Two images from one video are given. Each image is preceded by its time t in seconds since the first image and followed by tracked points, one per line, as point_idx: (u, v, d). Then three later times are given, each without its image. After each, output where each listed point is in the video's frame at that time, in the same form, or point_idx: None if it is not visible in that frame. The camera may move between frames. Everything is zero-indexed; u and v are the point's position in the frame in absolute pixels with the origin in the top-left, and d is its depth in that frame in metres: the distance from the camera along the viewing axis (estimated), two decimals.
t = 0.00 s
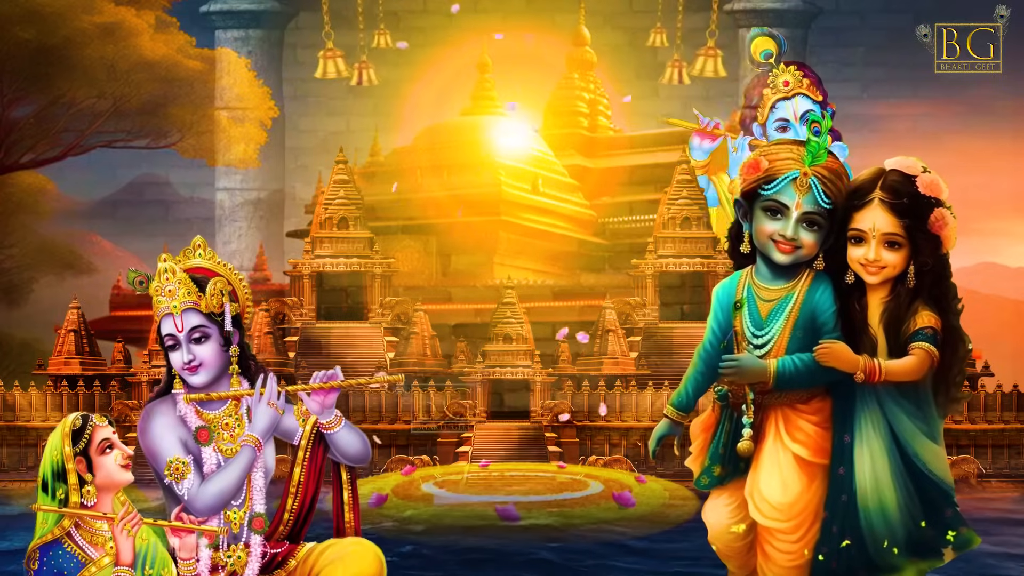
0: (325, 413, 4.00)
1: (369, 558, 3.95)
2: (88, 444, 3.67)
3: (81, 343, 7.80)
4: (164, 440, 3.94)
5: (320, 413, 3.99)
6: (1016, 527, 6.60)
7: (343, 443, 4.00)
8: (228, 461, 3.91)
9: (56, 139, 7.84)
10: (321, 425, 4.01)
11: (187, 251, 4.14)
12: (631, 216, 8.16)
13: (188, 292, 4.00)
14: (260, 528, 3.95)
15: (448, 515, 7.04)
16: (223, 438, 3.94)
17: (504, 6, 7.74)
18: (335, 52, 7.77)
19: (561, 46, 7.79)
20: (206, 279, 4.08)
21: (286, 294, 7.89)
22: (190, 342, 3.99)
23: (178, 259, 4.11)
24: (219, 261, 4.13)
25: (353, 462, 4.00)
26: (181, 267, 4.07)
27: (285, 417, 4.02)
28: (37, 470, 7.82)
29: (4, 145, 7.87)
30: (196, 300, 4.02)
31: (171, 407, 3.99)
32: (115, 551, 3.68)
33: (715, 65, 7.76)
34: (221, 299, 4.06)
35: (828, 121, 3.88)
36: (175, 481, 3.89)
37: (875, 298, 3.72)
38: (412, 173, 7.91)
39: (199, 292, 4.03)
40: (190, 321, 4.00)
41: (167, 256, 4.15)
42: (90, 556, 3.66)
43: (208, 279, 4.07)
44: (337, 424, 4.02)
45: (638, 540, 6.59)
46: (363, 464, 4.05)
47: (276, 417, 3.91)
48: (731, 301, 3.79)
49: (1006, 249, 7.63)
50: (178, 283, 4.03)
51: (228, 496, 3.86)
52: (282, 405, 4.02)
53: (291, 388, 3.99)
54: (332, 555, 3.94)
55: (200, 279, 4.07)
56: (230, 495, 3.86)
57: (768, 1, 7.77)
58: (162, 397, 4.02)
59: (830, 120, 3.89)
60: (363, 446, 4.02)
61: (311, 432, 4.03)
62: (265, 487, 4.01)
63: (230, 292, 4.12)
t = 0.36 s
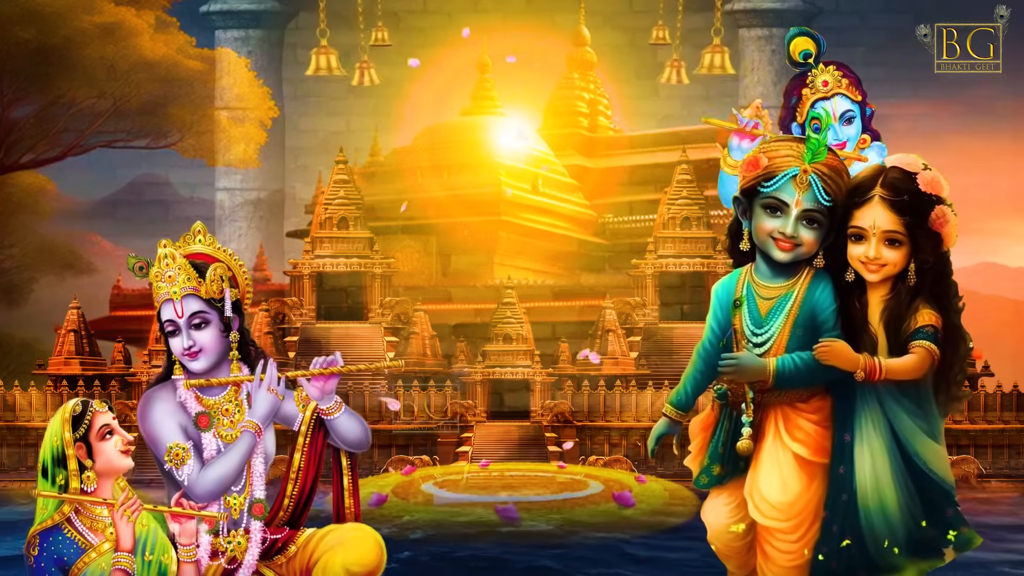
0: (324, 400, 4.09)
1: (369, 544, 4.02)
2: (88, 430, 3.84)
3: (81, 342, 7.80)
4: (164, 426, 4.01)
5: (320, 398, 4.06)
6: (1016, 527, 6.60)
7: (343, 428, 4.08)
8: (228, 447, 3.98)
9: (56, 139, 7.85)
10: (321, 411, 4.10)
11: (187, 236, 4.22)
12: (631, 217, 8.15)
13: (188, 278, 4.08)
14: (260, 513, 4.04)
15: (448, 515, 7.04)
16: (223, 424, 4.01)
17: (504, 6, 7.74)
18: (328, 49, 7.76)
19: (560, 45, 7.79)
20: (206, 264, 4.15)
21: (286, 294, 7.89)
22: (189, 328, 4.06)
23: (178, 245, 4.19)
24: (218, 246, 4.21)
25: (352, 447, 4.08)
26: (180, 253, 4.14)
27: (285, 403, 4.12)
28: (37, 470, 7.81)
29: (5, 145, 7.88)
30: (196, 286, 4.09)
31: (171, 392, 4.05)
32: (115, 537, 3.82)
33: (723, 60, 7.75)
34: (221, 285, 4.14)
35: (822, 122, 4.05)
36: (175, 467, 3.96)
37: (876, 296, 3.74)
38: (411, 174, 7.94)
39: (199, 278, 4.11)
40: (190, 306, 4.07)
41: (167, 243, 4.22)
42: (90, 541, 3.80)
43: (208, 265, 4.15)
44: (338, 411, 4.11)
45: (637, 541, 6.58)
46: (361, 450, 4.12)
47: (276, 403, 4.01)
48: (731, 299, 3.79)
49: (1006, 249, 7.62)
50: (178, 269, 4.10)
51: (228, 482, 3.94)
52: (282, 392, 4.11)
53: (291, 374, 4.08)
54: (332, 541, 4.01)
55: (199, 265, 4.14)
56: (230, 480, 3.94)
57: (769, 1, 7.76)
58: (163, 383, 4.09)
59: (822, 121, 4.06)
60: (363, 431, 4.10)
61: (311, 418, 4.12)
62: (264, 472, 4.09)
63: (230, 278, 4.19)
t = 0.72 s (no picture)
0: (324, 384, 4.00)
1: (369, 530, 3.89)
2: (88, 415, 3.72)
3: (81, 342, 7.78)
4: (164, 412, 3.92)
5: (320, 384, 3.99)
6: (1016, 527, 6.59)
7: (343, 414, 4.00)
8: (228, 433, 3.90)
9: (56, 139, 7.85)
10: (321, 396, 4.01)
11: (186, 221, 4.13)
12: (631, 216, 8.27)
13: (188, 264, 4.00)
14: (260, 499, 3.95)
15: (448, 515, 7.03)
16: (223, 410, 3.93)
17: (503, 5, 7.70)
18: (321, 44, 7.75)
19: (561, 46, 7.79)
20: (206, 250, 4.07)
21: (286, 294, 7.90)
22: (190, 313, 3.98)
23: (178, 231, 4.10)
24: (218, 232, 4.13)
25: (352, 433, 4.01)
26: (180, 238, 4.07)
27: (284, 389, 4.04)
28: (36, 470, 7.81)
29: (5, 145, 7.88)
30: (196, 272, 4.01)
31: (171, 377, 3.97)
32: (115, 523, 3.70)
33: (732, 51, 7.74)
34: (221, 271, 4.07)
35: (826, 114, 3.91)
36: (175, 453, 3.88)
37: (876, 294, 3.75)
38: (412, 174, 8.02)
39: (199, 264, 4.03)
40: (190, 292, 3.99)
41: (166, 228, 4.13)
42: (90, 528, 3.68)
43: (208, 251, 4.07)
44: (337, 396, 4.02)
45: (637, 540, 6.58)
46: (361, 436, 4.05)
47: (276, 388, 3.91)
48: (731, 297, 3.80)
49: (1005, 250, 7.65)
50: (178, 255, 4.02)
51: (228, 469, 3.85)
52: (282, 377, 4.04)
53: (291, 360, 4.01)
54: (332, 527, 3.90)
55: (199, 251, 4.07)
56: (230, 466, 3.85)
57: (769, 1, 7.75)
58: (163, 368, 4.00)
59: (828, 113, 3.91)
60: (362, 416, 4.02)
61: (310, 404, 4.03)
62: (265, 458, 4.01)
63: (230, 264, 4.13)
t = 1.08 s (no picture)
0: (324, 370, 4.15)
1: (369, 515, 3.99)
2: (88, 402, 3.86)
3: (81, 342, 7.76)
4: (165, 397, 4.05)
5: (320, 369, 4.14)
6: (1016, 527, 6.59)
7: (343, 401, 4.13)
8: (228, 418, 4.02)
9: (56, 139, 7.85)
10: (321, 381, 4.15)
11: (186, 208, 4.26)
12: (631, 216, 8.30)
13: (188, 249, 4.11)
14: (259, 486, 4.08)
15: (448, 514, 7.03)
16: (223, 396, 4.05)
17: (505, 5, 7.73)
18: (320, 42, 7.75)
19: (561, 46, 7.78)
20: (205, 236, 4.19)
21: (287, 294, 7.89)
22: (190, 299, 4.10)
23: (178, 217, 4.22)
24: (218, 218, 4.25)
25: (351, 419, 4.14)
26: (180, 224, 4.18)
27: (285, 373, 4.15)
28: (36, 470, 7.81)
29: (5, 145, 7.88)
30: (196, 257, 4.12)
31: (171, 363, 4.11)
32: (115, 509, 3.84)
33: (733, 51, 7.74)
34: (221, 256, 4.18)
35: (827, 110, 3.82)
36: (175, 438, 4.02)
37: (876, 292, 3.76)
38: (411, 174, 7.97)
39: (199, 250, 4.14)
40: (190, 278, 4.11)
41: (167, 214, 4.25)
42: (90, 513, 3.82)
43: (207, 237, 4.19)
44: (337, 381, 4.16)
45: (638, 539, 6.57)
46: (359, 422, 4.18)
47: (276, 374, 4.03)
48: (731, 295, 3.80)
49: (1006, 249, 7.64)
50: (178, 240, 4.13)
51: (228, 454, 3.98)
52: (282, 363, 4.15)
53: (291, 346, 4.14)
54: (332, 512, 4.00)
55: (199, 236, 4.18)
56: (230, 452, 3.98)
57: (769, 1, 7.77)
58: (163, 354, 4.14)
59: (830, 109, 3.83)
60: (362, 402, 4.16)
61: (311, 389, 4.16)
62: (264, 444, 4.13)
63: (230, 250, 4.23)
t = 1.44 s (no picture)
0: (324, 356, 4.23)
1: (369, 501, 4.04)
2: (88, 387, 3.93)
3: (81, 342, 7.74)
4: (165, 382, 4.09)
5: (320, 355, 4.23)
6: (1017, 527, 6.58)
7: (343, 385, 4.22)
8: (228, 404, 4.06)
9: (56, 139, 7.85)
10: (321, 367, 4.23)
11: (186, 194, 4.28)
12: (631, 216, 8.29)
13: (188, 236, 4.15)
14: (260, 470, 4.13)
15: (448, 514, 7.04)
16: (223, 381, 4.09)
17: (505, 5, 7.73)
18: (323, 45, 7.74)
19: (560, 46, 7.77)
20: (206, 222, 4.22)
21: (286, 294, 7.87)
22: (189, 285, 4.14)
23: (178, 203, 4.25)
24: (218, 204, 4.28)
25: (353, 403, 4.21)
26: (180, 210, 4.21)
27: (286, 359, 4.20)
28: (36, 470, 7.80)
29: (5, 145, 7.88)
30: (196, 243, 4.16)
31: (171, 349, 4.15)
32: (115, 495, 3.89)
33: (729, 55, 7.75)
34: (221, 243, 4.22)
35: (827, 106, 3.79)
36: (175, 424, 4.05)
37: (876, 290, 3.75)
38: (412, 174, 7.96)
39: (199, 236, 4.18)
40: (190, 264, 4.15)
41: (167, 200, 4.28)
42: (90, 499, 3.87)
43: (207, 223, 4.22)
44: (337, 367, 4.24)
45: (638, 539, 6.57)
46: (361, 404, 4.24)
47: (276, 360, 4.07)
48: (730, 293, 3.80)
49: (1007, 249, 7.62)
50: (178, 227, 4.17)
51: (228, 440, 4.01)
52: (283, 349, 4.20)
53: (291, 332, 4.23)
54: (332, 498, 4.05)
55: (199, 223, 4.22)
56: (230, 438, 4.01)
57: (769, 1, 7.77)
58: (162, 340, 4.18)
59: (830, 105, 3.79)
60: (362, 386, 4.23)
61: (310, 374, 4.22)
62: (265, 430, 4.17)
63: (230, 236, 4.27)
